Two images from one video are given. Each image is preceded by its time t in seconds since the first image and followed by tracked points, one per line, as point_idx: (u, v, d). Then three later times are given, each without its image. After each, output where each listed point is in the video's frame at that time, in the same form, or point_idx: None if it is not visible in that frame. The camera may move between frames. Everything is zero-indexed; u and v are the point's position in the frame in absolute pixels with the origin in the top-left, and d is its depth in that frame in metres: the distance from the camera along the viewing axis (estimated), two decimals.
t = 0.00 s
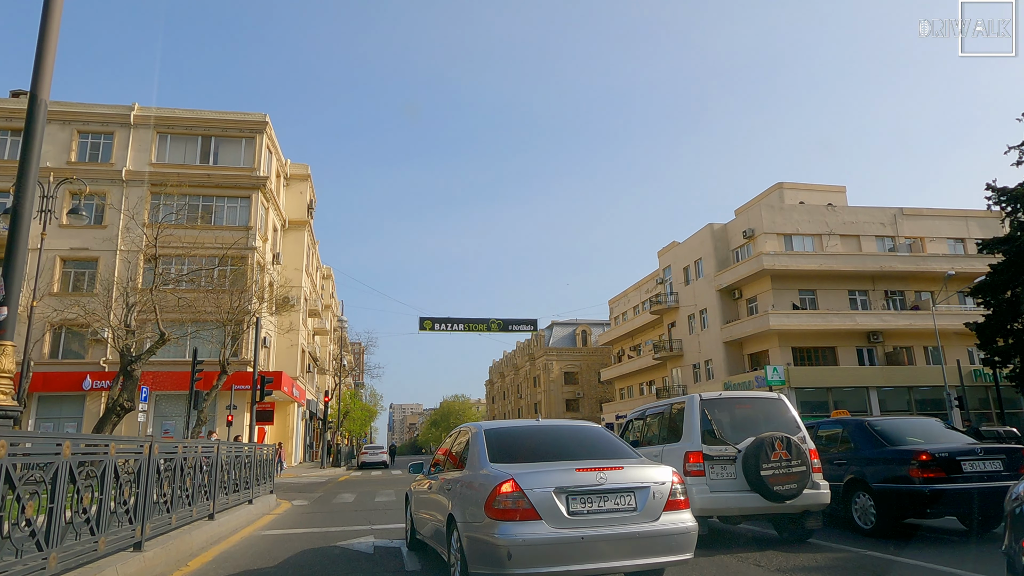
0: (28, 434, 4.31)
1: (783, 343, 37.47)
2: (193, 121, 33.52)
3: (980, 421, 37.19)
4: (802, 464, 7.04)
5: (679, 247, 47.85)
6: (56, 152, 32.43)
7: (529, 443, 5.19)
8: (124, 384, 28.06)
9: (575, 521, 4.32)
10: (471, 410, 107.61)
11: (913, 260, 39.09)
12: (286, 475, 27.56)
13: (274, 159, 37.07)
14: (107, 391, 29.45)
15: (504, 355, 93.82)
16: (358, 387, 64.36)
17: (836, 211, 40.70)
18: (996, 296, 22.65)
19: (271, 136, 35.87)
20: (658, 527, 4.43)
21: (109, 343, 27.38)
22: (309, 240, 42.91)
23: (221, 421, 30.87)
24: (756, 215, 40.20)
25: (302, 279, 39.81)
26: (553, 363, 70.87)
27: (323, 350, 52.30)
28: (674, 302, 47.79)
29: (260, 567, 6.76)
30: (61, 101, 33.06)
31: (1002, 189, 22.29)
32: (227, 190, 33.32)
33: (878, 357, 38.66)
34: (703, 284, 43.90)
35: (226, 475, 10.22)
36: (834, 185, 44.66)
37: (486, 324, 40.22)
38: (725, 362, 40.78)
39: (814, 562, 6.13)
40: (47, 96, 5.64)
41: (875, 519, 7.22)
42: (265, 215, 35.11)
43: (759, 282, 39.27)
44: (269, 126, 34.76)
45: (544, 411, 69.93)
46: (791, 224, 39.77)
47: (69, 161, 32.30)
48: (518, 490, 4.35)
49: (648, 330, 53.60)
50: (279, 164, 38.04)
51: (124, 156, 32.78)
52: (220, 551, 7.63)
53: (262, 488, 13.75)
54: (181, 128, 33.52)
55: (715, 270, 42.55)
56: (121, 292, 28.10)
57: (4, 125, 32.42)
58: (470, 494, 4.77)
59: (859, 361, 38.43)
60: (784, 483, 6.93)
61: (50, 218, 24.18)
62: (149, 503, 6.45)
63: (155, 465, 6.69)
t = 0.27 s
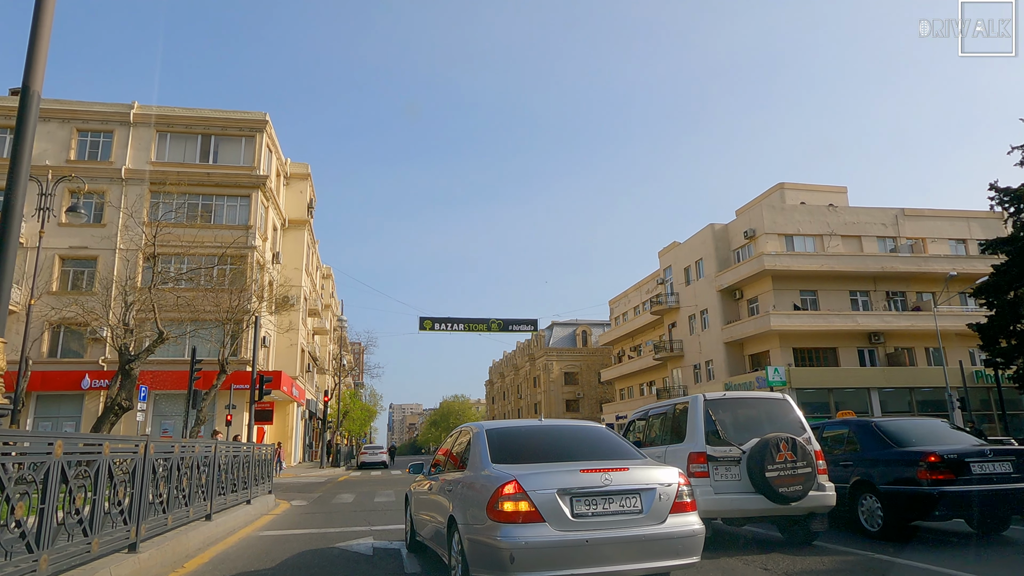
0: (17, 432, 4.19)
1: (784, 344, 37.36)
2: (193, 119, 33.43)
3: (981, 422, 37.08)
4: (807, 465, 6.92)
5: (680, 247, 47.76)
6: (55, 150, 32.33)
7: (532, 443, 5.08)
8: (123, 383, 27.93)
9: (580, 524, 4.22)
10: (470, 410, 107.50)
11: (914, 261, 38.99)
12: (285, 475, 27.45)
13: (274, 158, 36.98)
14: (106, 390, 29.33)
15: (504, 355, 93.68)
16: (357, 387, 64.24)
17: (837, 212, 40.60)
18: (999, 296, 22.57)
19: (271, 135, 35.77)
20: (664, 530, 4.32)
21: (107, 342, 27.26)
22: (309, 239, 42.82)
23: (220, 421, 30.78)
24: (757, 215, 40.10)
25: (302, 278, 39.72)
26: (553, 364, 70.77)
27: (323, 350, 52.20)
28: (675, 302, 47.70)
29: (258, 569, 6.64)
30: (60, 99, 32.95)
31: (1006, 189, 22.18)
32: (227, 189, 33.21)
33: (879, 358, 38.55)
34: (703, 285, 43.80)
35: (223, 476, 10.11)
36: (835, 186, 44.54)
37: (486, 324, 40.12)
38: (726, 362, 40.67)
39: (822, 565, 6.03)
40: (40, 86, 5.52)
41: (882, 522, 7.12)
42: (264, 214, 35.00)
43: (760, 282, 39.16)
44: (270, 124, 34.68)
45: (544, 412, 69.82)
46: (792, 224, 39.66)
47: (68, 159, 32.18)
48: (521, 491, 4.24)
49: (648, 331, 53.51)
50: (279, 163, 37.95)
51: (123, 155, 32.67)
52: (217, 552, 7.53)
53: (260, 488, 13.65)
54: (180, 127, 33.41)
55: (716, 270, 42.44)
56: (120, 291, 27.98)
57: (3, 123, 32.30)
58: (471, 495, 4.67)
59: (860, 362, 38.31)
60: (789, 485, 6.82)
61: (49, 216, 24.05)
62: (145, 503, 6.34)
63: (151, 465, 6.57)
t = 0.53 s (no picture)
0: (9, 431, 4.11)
1: (784, 344, 37.29)
2: (193, 118, 33.35)
3: (982, 424, 37.00)
4: (811, 467, 6.82)
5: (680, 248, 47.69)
6: (54, 149, 32.22)
7: (535, 443, 5.00)
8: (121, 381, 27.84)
9: (583, 526, 4.13)
10: (470, 410, 107.35)
11: (915, 261, 38.92)
12: (284, 475, 27.34)
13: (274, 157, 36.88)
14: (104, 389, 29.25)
15: (504, 356, 93.61)
16: (357, 386, 64.14)
17: (838, 212, 40.53)
18: (999, 298, 22.51)
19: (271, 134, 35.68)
20: (669, 533, 4.24)
21: (106, 341, 27.15)
22: (308, 239, 42.75)
23: (219, 420, 30.70)
24: (757, 215, 40.00)
25: (301, 278, 39.65)
26: (553, 364, 70.71)
27: (322, 350, 52.12)
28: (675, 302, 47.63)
29: (255, 570, 6.57)
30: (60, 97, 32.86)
31: (1010, 190, 22.09)
32: (226, 188, 33.12)
33: (880, 359, 38.47)
34: (704, 285, 43.72)
35: (221, 475, 10.04)
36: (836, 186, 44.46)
37: (486, 324, 40.03)
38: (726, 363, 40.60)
39: (828, 568, 5.97)
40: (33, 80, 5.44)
41: (887, 524, 7.04)
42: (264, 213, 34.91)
43: (761, 282, 39.08)
44: (270, 123, 34.59)
45: (544, 412, 69.71)
46: (793, 225, 39.57)
47: (67, 157, 32.09)
48: (523, 492, 4.15)
49: (648, 331, 53.47)
50: (279, 162, 37.87)
51: (123, 153, 32.60)
52: (214, 553, 7.45)
53: (258, 487, 13.56)
54: (180, 125, 33.33)
55: (716, 270, 42.37)
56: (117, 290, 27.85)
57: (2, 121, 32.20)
58: (471, 497, 4.59)
59: (861, 363, 38.23)
60: (792, 486, 6.73)
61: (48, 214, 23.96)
62: (141, 503, 6.25)
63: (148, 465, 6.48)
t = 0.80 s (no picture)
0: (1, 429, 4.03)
1: (785, 345, 37.21)
2: (192, 116, 33.25)
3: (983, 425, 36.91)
4: (813, 468, 6.74)
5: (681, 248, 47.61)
6: (54, 147, 32.15)
7: (537, 444, 4.91)
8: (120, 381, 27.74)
9: (587, 528, 4.04)
10: (469, 410, 107.24)
11: (916, 262, 38.84)
12: (283, 475, 27.26)
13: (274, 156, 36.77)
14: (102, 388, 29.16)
15: (503, 356, 93.52)
16: (357, 386, 64.06)
17: (839, 213, 40.45)
18: (999, 300, 22.46)
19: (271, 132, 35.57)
20: (674, 535, 4.15)
21: (104, 340, 27.04)
22: (308, 238, 42.67)
23: (218, 420, 30.63)
24: (758, 216, 39.92)
25: (301, 277, 39.56)
26: (553, 364, 70.63)
27: (321, 349, 52.00)
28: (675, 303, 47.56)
29: (253, 571, 6.50)
30: (59, 95, 32.78)
31: (1011, 191, 22.00)
32: (226, 186, 33.01)
33: (880, 360, 38.40)
34: (704, 285, 43.64)
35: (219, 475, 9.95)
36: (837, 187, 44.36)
37: (485, 323, 39.96)
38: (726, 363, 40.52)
39: (833, 571, 5.88)
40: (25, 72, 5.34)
41: (892, 526, 6.95)
42: (263, 212, 34.81)
43: (761, 283, 39.00)
44: (269, 122, 34.50)
45: (543, 412, 69.62)
46: (794, 225, 39.49)
47: (66, 155, 32.01)
48: (525, 493, 4.06)
49: (648, 331, 53.40)
50: (279, 161, 37.77)
51: (122, 151, 32.51)
52: (211, 554, 7.36)
53: (257, 487, 13.48)
54: (179, 124, 33.23)
55: (717, 271, 42.27)
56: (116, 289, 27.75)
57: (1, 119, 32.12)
58: (471, 498, 4.50)
59: (861, 364, 38.16)
60: (795, 488, 6.65)
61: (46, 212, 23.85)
62: (136, 503, 6.16)
63: (143, 464, 6.39)
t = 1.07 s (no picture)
0: None
1: (785, 345, 37.11)
2: (191, 115, 33.14)
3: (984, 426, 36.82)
4: (815, 469, 6.67)
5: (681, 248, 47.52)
6: (53, 145, 32.05)
7: (539, 444, 4.81)
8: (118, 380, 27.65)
9: (592, 530, 3.95)
10: (469, 410, 107.17)
11: (917, 263, 38.74)
12: (282, 475, 27.13)
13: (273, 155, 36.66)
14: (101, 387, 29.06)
15: (503, 356, 93.43)
16: (356, 386, 63.97)
17: (840, 213, 40.35)
18: (1001, 300, 22.37)
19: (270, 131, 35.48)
20: (680, 537, 4.06)
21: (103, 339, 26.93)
22: (308, 237, 42.58)
23: (217, 419, 30.56)
24: (759, 215, 39.81)
25: (301, 276, 39.47)
26: (553, 365, 70.54)
27: (320, 349, 51.88)
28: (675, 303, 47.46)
29: (251, 573, 6.41)
30: (58, 93, 32.67)
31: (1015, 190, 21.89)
32: (225, 185, 32.90)
33: (881, 360, 38.30)
34: (705, 285, 43.54)
35: (217, 475, 9.86)
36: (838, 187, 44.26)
37: (485, 323, 39.88)
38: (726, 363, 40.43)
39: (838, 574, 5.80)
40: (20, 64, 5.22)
41: (899, 528, 6.85)
42: (263, 211, 34.71)
43: (762, 283, 38.90)
44: (269, 121, 34.39)
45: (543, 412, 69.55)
46: (795, 225, 39.38)
47: (65, 153, 31.90)
48: (528, 494, 3.97)
49: (648, 332, 53.32)
50: (279, 160, 37.68)
51: (121, 150, 32.40)
52: (208, 555, 7.28)
53: (255, 487, 13.38)
54: (179, 122, 33.13)
55: (718, 271, 42.17)
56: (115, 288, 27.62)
57: None
58: (472, 499, 4.42)
59: (862, 365, 38.07)
60: (797, 489, 6.57)
61: (44, 210, 23.73)
62: (131, 504, 6.07)
63: (139, 464, 6.29)
